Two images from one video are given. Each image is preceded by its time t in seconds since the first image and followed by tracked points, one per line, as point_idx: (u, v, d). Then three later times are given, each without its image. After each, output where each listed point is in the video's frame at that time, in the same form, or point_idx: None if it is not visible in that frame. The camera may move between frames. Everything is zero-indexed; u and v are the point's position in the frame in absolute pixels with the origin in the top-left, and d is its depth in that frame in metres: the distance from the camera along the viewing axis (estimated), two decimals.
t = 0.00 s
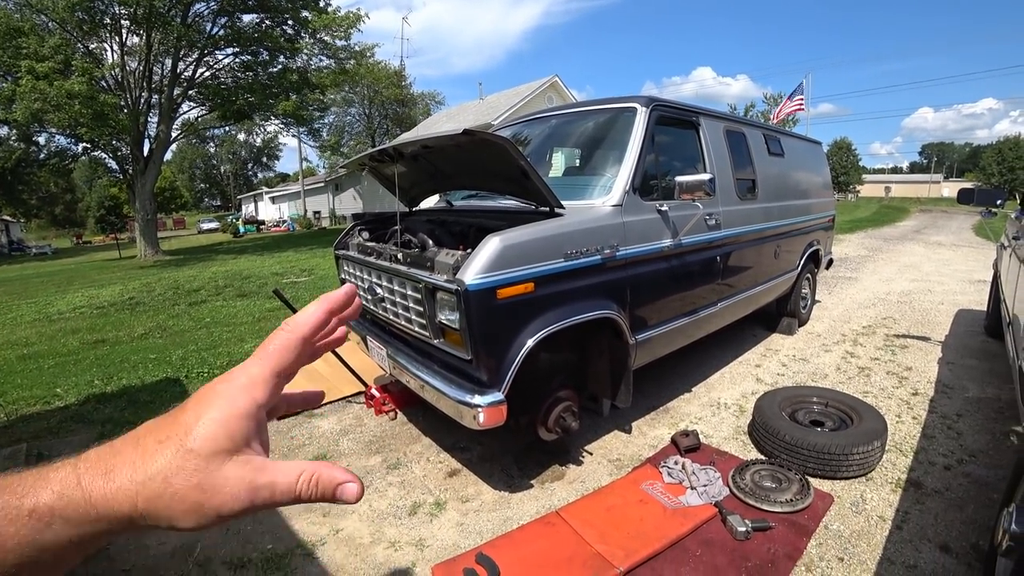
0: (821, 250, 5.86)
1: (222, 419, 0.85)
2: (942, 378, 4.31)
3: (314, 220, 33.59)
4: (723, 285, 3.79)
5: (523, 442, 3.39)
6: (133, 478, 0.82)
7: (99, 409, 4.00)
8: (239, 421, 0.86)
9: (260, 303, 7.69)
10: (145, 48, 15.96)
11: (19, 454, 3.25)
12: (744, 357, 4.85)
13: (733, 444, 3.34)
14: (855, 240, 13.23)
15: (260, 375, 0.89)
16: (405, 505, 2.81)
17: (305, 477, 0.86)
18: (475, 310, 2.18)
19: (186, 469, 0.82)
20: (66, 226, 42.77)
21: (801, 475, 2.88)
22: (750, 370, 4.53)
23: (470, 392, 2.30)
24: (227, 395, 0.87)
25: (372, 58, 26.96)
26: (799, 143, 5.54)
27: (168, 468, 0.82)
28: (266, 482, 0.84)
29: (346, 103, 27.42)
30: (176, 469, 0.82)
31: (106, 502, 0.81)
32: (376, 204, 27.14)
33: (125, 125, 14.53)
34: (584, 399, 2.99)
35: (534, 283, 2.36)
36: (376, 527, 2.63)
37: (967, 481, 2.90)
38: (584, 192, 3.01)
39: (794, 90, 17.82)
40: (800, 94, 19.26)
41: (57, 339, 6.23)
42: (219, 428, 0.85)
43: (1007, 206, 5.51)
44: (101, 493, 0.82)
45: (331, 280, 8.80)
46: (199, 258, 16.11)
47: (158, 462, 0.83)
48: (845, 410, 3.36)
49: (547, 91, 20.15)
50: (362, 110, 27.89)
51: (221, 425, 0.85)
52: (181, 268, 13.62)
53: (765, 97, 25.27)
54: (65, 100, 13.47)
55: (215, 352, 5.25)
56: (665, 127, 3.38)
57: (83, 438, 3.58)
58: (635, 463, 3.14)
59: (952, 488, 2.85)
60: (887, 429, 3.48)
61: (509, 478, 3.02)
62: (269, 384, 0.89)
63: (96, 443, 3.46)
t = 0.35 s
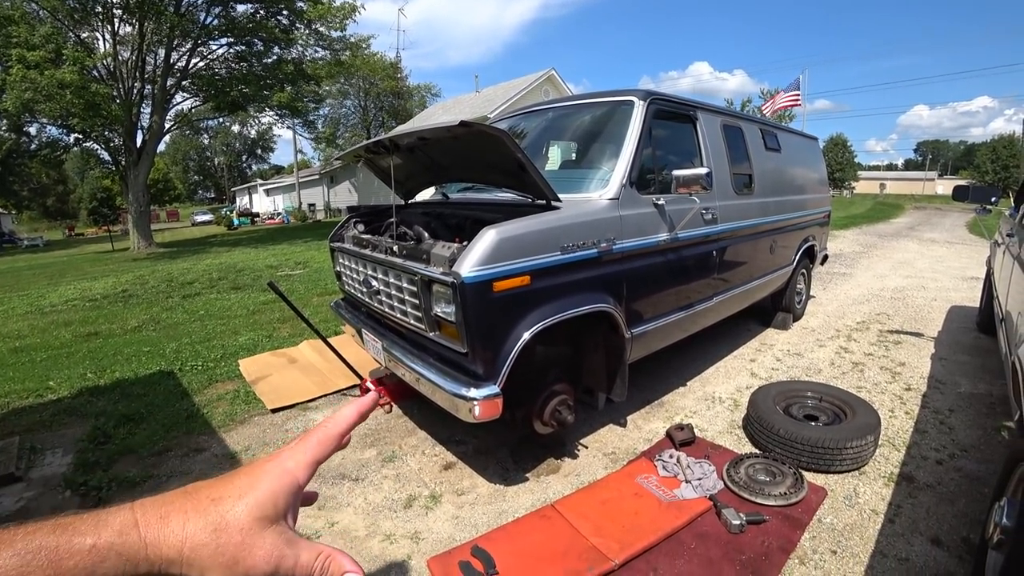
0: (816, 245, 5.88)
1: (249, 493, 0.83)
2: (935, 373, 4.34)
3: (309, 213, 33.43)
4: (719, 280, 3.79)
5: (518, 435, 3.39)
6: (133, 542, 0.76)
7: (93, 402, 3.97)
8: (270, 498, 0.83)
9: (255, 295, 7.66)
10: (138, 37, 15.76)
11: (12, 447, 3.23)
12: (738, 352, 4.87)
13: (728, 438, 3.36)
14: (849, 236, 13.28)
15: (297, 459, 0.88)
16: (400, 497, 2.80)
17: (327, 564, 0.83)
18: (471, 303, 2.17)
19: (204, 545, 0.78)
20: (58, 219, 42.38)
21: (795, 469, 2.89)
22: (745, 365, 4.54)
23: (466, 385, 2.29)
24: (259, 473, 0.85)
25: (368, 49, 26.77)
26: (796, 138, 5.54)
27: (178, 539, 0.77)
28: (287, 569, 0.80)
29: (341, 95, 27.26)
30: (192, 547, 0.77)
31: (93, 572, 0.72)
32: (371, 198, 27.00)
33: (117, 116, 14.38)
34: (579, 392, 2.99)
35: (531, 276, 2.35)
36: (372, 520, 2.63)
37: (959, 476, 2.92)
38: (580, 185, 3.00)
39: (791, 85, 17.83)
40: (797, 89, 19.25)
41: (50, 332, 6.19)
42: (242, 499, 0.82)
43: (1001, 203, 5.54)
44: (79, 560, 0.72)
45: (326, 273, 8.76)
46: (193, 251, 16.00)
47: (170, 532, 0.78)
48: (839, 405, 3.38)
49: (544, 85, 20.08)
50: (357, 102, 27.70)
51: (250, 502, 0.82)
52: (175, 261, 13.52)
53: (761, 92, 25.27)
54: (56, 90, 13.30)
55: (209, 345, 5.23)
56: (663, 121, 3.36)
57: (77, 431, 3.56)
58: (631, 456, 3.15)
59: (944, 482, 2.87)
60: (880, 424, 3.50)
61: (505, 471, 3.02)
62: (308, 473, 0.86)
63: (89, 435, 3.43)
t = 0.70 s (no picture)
0: (819, 241, 5.85)
1: (210, 500, 0.82)
2: (939, 369, 4.33)
3: (311, 210, 33.45)
4: (722, 275, 3.78)
5: (521, 431, 3.38)
6: (90, 553, 0.75)
7: (96, 399, 3.98)
8: (230, 504, 0.83)
9: (257, 292, 7.67)
10: (137, 35, 15.74)
11: (16, 445, 3.23)
12: (741, 348, 4.85)
13: (731, 434, 3.35)
14: (852, 232, 13.24)
15: (260, 465, 0.88)
16: (404, 494, 2.81)
17: (289, 568, 0.80)
18: (474, 298, 2.17)
19: (164, 553, 0.77)
20: (60, 217, 42.43)
21: (798, 465, 2.89)
22: (748, 360, 4.53)
23: (469, 382, 2.28)
24: (219, 480, 0.85)
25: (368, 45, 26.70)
26: (799, 133, 5.51)
27: (136, 550, 0.77)
28: (249, 573, 0.79)
29: (342, 91, 27.22)
30: (150, 556, 0.76)
31: None
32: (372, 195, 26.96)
33: (118, 113, 14.36)
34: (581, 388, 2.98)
35: (534, 272, 2.34)
36: (375, 516, 2.63)
37: (963, 472, 2.91)
38: (582, 180, 2.98)
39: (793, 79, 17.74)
40: (799, 83, 19.16)
41: (53, 329, 6.20)
42: (203, 506, 0.81)
43: (1006, 198, 5.51)
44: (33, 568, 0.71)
45: (327, 269, 8.76)
46: (194, 248, 16.01)
47: (129, 542, 0.77)
48: (842, 401, 3.37)
49: (545, 80, 20.02)
50: (358, 98, 27.65)
51: (210, 509, 0.82)
52: (177, 258, 13.53)
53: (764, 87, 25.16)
54: (57, 88, 13.29)
55: (211, 342, 5.23)
56: (665, 116, 3.34)
57: (80, 428, 3.56)
58: (633, 452, 3.14)
59: (948, 478, 2.86)
60: (884, 420, 3.49)
61: (507, 467, 3.02)
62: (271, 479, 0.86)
63: (92, 432, 3.44)
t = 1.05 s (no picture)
0: (822, 241, 5.84)
1: (220, 400, 0.97)
2: (942, 370, 4.32)
3: (314, 211, 33.54)
4: (724, 276, 3.78)
5: (523, 431, 3.39)
6: (120, 464, 0.86)
7: (100, 399, 4.00)
8: (238, 401, 0.97)
9: (260, 292, 7.69)
10: (142, 35, 15.81)
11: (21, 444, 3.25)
12: (743, 349, 4.85)
13: (733, 435, 3.35)
14: (856, 232, 13.20)
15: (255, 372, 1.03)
16: (406, 494, 2.81)
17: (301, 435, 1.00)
18: (476, 299, 2.18)
19: (194, 449, 0.90)
20: (65, 217, 42.61)
21: (800, 466, 2.89)
22: (750, 361, 4.53)
23: (472, 382, 2.29)
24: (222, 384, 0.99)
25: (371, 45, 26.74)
26: (802, 134, 5.50)
27: (165, 449, 0.89)
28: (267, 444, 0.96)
29: (345, 91, 27.28)
30: (177, 452, 0.90)
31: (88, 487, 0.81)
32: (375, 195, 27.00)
33: (123, 114, 14.41)
34: (584, 389, 2.98)
35: (536, 273, 2.35)
36: (377, 516, 2.64)
37: (966, 474, 2.90)
38: (585, 181, 2.99)
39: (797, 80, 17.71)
40: (802, 83, 19.12)
41: (58, 329, 6.24)
42: (217, 408, 0.96)
43: (1010, 199, 5.49)
44: (70, 479, 0.81)
45: (330, 270, 8.78)
46: (198, 249, 16.08)
47: (153, 448, 0.90)
48: (844, 402, 3.37)
49: (548, 80, 20.02)
50: (361, 99, 27.70)
51: (222, 406, 0.96)
52: (181, 258, 13.59)
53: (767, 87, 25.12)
54: (62, 89, 13.35)
55: (215, 342, 5.25)
56: (668, 116, 3.35)
57: (85, 428, 3.58)
58: (635, 453, 3.14)
59: (951, 480, 2.86)
60: (886, 422, 3.49)
61: (509, 467, 3.03)
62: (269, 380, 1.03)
63: (97, 432, 3.45)
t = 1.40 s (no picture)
0: (817, 246, 5.88)
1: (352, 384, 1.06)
2: (934, 374, 4.35)
3: (310, 213, 33.49)
4: (719, 280, 3.80)
5: (518, 434, 3.40)
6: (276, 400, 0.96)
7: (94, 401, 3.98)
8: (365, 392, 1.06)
9: (255, 294, 7.67)
10: (139, 36, 15.77)
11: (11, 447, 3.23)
12: (738, 352, 4.88)
13: (726, 438, 3.37)
14: (850, 237, 13.28)
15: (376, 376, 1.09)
16: (400, 497, 2.81)
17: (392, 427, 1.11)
18: (471, 303, 2.19)
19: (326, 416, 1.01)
20: (60, 217, 42.40)
21: (793, 470, 2.91)
22: (744, 365, 4.55)
23: (466, 385, 2.30)
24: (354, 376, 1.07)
25: (369, 48, 26.78)
26: (796, 139, 5.54)
27: (310, 412, 0.99)
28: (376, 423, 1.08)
29: (342, 94, 27.29)
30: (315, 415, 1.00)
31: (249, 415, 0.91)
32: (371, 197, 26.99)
33: (119, 114, 14.34)
34: (579, 392, 2.99)
35: (531, 277, 2.36)
36: (371, 519, 2.64)
37: (958, 477, 2.93)
38: (580, 185, 3.00)
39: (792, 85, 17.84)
40: (798, 89, 19.23)
41: (51, 330, 6.21)
42: (361, 401, 1.05)
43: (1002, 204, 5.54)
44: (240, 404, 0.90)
45: (326, 272, 8.76)
46: (193, 250, 16.03)
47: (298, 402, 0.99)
48: (837, 406, 3.39)
49: (544, 84, 20.10)
50: (358, 101, 27.69)
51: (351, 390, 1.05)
52: (176, 259, 13.54)
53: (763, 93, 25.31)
54: (58, 89, 13.30)
55: (210, 344, 5.24)
56: (663, 121, 3.37)
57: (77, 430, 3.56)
58: (629, 456, 3.15)
59: (943, 483, 2.88)
60: (879, 425, 3.51)
61: (504, 471, 3.03)
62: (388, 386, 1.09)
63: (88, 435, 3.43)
